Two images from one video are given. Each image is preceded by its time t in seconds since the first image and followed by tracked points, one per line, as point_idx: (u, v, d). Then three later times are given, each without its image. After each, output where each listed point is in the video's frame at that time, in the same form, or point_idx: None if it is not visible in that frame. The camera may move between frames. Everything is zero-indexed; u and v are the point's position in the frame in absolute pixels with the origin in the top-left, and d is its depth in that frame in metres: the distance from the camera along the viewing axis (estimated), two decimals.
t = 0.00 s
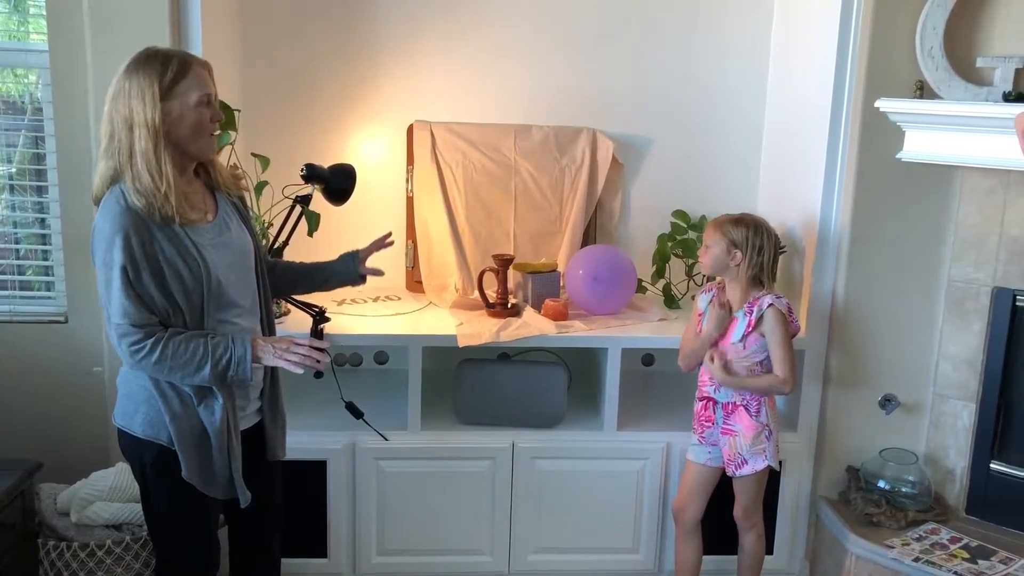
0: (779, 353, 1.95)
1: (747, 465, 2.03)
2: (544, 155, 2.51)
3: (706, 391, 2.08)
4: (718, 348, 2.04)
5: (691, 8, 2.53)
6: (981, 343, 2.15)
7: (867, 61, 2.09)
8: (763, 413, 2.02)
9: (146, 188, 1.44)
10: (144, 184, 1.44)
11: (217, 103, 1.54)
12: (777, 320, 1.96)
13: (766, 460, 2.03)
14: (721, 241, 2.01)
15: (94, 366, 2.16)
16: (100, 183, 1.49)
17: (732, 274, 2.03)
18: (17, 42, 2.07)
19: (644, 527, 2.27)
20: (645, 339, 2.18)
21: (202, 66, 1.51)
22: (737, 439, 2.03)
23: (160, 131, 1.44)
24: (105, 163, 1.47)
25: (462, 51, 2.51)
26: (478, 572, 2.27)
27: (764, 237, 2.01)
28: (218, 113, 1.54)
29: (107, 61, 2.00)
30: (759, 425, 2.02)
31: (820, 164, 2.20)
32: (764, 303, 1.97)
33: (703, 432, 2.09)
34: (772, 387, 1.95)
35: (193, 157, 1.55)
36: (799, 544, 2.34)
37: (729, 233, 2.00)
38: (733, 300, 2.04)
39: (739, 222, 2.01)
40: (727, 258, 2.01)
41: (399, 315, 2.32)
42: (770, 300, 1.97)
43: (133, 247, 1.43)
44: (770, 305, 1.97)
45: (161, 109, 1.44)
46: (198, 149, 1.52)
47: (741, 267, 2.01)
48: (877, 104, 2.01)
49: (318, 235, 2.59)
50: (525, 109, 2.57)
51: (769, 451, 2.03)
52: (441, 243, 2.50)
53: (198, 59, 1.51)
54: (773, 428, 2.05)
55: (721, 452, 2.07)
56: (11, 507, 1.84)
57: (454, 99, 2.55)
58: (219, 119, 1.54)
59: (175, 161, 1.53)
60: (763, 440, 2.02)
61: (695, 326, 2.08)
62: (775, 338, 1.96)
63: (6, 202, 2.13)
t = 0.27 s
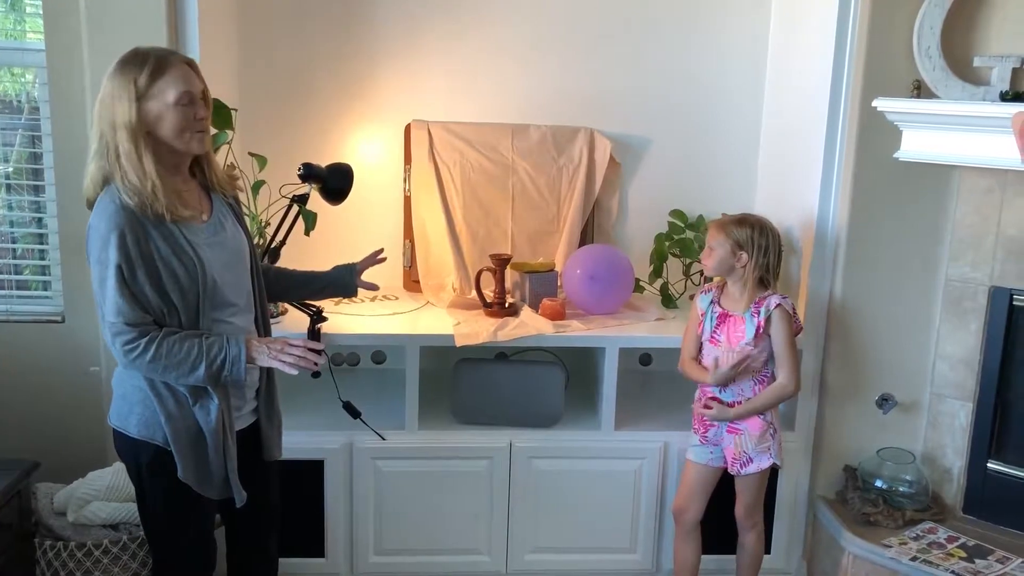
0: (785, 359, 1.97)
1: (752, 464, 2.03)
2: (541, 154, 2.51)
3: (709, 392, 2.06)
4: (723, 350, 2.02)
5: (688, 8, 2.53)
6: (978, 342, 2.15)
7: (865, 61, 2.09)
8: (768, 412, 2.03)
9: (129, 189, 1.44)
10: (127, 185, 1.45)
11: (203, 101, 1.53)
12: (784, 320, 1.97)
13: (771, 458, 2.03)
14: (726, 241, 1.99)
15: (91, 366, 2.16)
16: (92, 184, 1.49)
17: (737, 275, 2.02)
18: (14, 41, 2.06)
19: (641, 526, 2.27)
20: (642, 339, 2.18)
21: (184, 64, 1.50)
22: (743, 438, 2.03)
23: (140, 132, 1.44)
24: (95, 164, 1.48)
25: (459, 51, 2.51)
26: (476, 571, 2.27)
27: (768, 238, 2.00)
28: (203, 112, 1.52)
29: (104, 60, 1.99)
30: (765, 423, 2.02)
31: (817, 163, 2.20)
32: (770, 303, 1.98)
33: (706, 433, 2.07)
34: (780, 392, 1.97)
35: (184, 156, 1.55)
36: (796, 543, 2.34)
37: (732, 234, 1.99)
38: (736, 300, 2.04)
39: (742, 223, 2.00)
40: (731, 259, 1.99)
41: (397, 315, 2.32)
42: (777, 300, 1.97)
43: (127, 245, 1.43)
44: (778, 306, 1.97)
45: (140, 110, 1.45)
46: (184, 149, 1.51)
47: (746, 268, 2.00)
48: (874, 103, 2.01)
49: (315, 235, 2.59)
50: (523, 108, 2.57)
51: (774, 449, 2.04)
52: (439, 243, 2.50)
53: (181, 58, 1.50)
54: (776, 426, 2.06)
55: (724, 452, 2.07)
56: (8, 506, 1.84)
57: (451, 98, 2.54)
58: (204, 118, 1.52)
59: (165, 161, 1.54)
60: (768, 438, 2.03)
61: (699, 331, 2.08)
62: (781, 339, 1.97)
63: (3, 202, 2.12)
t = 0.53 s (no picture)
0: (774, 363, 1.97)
1: (754, 461, 2.03)
2: (540, 152, 2.51)
3: (712, 388, 2.05)
4: (729, 348, 2.02)
5: (687, 5, 2.53)
6: (976, 340, 2.15)
7: (863, 59, 2.09)
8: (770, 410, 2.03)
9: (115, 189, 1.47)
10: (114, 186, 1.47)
11: (187, 97, 1.52)
12: (789, 321, 1.97)
13: (773, 456, 2.03)
14: (738, 241, 1.98)
15: (89, 364, 2.17)
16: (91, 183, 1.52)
17: (746, 276, 2.01)
18: (12, 38, 2.06)
19: (639, 524, 2.27)
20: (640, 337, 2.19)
21: (164, 61, 1.50)
22: (745, 436, 2.03)
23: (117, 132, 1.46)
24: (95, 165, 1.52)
25: (458, 48, 2.51)
26: (474, 569, 2.27)
27: (780, 239, 1.99)
28: (186, 111, 1.49)
29: (101, 58, 1.99)
30: (767, 421, 2.02)
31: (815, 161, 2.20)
32: (778, 303, 1.97)
33: (708, 430, 2.07)
34: (767, 393, 1.96)
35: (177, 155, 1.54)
36: (794, 541, 2.34)
37: (744, 234, 1.98)
38: (743, 299, 2.03)
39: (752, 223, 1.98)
40: (741, 259, 1.98)
41: (395, 312, 2.32)
42: (785, 301, 1.97)
43: (126, 241, 1.43)
44: (785, 306, 1.96)
45: (117, 111, 1.46)
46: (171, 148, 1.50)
47: (757, 268, 1.99)
48: (872, 101, 2.02)
49: (313, 233, 2.59)
50: (521, 106, 2.57)
51: (775, 447, 2.03)
52: (437, 240, 2.50)
53: (163, 57, 1.49)
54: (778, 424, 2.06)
55: (725, 449, 2.07)
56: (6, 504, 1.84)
57: (450, 96, 2.54)
58: (186, 116, 1.49)
59: (160, 160, 1.54)
60: (770, 436, 2.03)
61: (705, 327, 2.08)
62: (782, 341, 1.97)
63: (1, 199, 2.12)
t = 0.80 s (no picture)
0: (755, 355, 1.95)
1: (747, 459, 2.03)
2: (539, 149, 2.51)
3: (709, 384, 2.06)
4: (725, 341, 2.03)
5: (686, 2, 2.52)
6: (975, 337, 2.15)
7: (863, 56, 2.08)
8: (766, 409, 2.02)
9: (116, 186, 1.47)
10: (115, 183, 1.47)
11: (189, 95, 1.51)
12: (783, 319, 1.94)
13: (767, 455, 2.03)
14: (744, 239, 1.97)
15: (88, 361, 2.16)
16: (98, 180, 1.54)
17: (753, 274, 2.01)
18: (11, 35, 2.05)
19: (638, 522, 2.27)
20: (638, 335, 2.19)
21: (166, 59, 1.49)
22: (740, 433, 2.03)
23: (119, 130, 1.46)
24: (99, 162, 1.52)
25: (457, 46, 2.51)
26: (474, 566, 2.27)
27: (788, 237, 1.98)
28: (188, 108, 1.49)
29: (100, 55, 1.98)
30: (762, 420, 2.01)
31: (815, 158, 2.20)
32: (774, 300, 1.96)
33: (706, 426, 2.08)
34: (737, 376, 1.93)
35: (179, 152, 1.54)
36: (793, 539, 2.34)
37: (752, 231, 1.97)
38: (744, 294, 2.03)
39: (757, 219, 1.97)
40: (747, 257, 1.98)
41: (394, 310, 2.32)
42: (781, 299, 1.95)
43: (128, 240, 1.43)
44: (780, 304, 1.95)
45: (119, 108, 1.46)
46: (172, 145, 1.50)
47: (765, 266, 1.98)
48: (872, 98, 2.01)
49: (313, 230, 2.59)
50: (521, 103, 2.57)
51: (771, 446, 2.02)
52: (436, 238, 2.50)
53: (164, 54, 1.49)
54: (776, 424, 2.04)
55: (722, 446, 2.07)
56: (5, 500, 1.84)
57: (449, 93, 2.54)
58: (188, 113, 1.48)
59: (162, 157, 1.54)
60: (765, 435, 2.02)
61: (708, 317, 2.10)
62: (769, 336, 1.94)
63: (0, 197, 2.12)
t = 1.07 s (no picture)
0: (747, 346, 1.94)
1: (741, 456, 2.03)
2: (540, 146, 2.51)
3: (706, 379, 2.07)
4: (722, 333, 2.03)
5: None
6: (975, 335, 2.15)
7: (863, 53, 2.08)
8: (761, 405, 2.01)
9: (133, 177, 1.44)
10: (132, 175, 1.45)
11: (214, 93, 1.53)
12: (776, 315, 1.93)
13: (761, 452, 2.02)
14: (745, 236, 1.97)
15: (87, 358, 2.16)
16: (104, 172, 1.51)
17: (756, 270, 2.00)
18: (10, 32, 2.05)
19: (638, 519, 2.27)
20: (637, 332, 2.18)
21: (197, 56, 1.50)
22: (734, 429, 2.03)
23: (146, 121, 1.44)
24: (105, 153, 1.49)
25: (457, 43, 2.50)
26: (473, 564, 2.27)
27: (791, 235, 1.98)
28: (215, 107, 1.51)
29: (99, 51, 1.98)
30: (757, 417, 2.01)
31: (815, 156, 2.20)
32: (770, 294, 1.96)
33: (703, 422, 2.08)
34: (721, 362, 1.94)
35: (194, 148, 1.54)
36: (794, 536, 2.34)
37: (753, 228, 1.96)
38: (743, 288, 2.03)
39: (758, 218, 1.97)
40: (749, 253, 1.97)
41: (394, 308, 2.31)
42: (776, 293, 1.95)
43: (136, 235, 1.43)
44: (775, 298, 1.94)
45: (149, 100, 1.45)
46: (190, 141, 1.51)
47: (768, 262, 1.98)
48: (872, 95, 2.01)
49: (312, 228, 2.59)
50: (521, 101, 2.56)
51: (766, 443, 2.02)
52: (436, 236, 2.49)
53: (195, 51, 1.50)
54: (772, 421, 2.03)
55: (719, 443, 2.07)
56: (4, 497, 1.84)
57: (449, 91, 2.54)
58: (212, 112, 1.51)
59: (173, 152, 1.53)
60: (760, 432, 2.01)
61: (709, 310, 2.11)
62: (760, 331, 1.93)
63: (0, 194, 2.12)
